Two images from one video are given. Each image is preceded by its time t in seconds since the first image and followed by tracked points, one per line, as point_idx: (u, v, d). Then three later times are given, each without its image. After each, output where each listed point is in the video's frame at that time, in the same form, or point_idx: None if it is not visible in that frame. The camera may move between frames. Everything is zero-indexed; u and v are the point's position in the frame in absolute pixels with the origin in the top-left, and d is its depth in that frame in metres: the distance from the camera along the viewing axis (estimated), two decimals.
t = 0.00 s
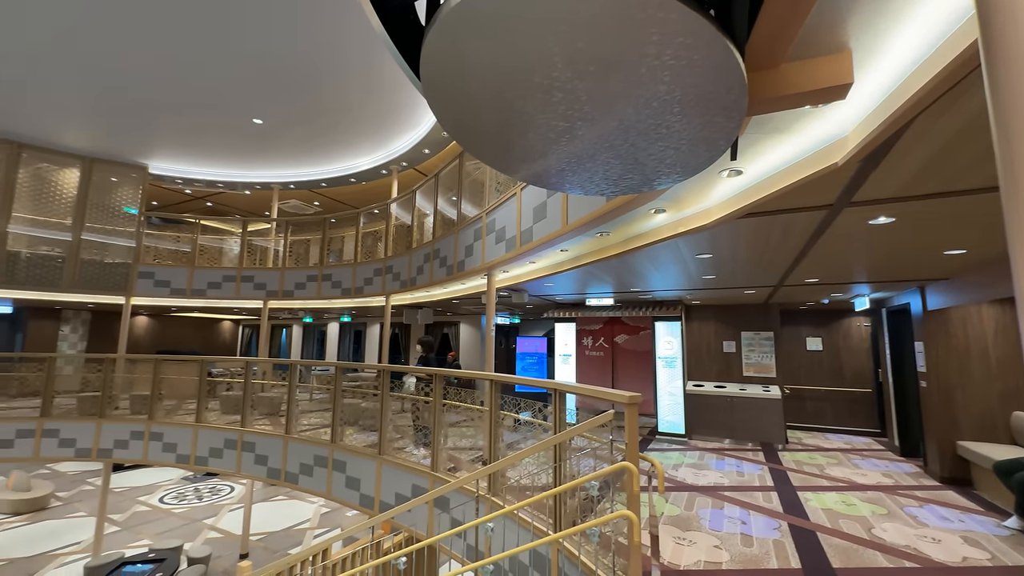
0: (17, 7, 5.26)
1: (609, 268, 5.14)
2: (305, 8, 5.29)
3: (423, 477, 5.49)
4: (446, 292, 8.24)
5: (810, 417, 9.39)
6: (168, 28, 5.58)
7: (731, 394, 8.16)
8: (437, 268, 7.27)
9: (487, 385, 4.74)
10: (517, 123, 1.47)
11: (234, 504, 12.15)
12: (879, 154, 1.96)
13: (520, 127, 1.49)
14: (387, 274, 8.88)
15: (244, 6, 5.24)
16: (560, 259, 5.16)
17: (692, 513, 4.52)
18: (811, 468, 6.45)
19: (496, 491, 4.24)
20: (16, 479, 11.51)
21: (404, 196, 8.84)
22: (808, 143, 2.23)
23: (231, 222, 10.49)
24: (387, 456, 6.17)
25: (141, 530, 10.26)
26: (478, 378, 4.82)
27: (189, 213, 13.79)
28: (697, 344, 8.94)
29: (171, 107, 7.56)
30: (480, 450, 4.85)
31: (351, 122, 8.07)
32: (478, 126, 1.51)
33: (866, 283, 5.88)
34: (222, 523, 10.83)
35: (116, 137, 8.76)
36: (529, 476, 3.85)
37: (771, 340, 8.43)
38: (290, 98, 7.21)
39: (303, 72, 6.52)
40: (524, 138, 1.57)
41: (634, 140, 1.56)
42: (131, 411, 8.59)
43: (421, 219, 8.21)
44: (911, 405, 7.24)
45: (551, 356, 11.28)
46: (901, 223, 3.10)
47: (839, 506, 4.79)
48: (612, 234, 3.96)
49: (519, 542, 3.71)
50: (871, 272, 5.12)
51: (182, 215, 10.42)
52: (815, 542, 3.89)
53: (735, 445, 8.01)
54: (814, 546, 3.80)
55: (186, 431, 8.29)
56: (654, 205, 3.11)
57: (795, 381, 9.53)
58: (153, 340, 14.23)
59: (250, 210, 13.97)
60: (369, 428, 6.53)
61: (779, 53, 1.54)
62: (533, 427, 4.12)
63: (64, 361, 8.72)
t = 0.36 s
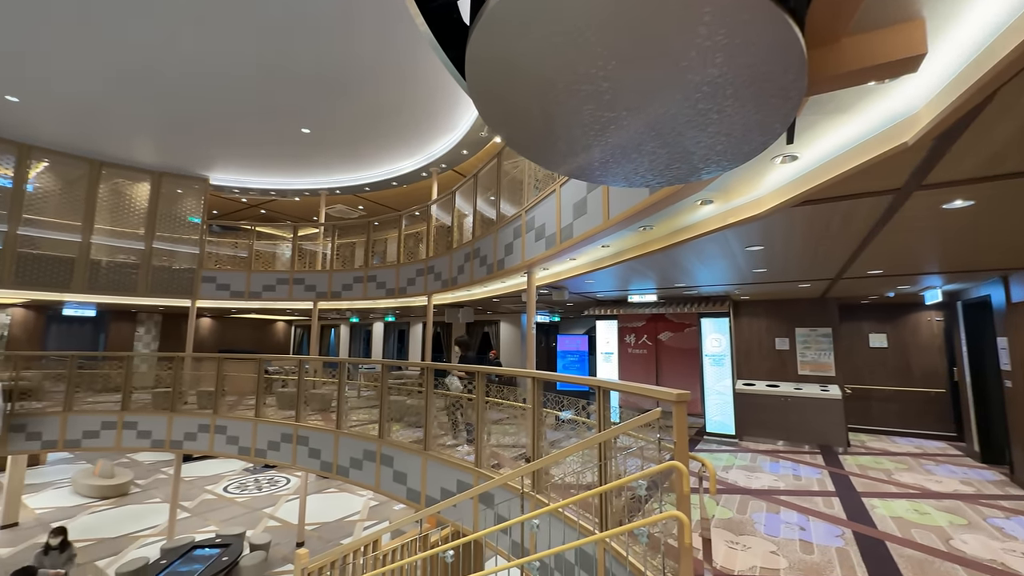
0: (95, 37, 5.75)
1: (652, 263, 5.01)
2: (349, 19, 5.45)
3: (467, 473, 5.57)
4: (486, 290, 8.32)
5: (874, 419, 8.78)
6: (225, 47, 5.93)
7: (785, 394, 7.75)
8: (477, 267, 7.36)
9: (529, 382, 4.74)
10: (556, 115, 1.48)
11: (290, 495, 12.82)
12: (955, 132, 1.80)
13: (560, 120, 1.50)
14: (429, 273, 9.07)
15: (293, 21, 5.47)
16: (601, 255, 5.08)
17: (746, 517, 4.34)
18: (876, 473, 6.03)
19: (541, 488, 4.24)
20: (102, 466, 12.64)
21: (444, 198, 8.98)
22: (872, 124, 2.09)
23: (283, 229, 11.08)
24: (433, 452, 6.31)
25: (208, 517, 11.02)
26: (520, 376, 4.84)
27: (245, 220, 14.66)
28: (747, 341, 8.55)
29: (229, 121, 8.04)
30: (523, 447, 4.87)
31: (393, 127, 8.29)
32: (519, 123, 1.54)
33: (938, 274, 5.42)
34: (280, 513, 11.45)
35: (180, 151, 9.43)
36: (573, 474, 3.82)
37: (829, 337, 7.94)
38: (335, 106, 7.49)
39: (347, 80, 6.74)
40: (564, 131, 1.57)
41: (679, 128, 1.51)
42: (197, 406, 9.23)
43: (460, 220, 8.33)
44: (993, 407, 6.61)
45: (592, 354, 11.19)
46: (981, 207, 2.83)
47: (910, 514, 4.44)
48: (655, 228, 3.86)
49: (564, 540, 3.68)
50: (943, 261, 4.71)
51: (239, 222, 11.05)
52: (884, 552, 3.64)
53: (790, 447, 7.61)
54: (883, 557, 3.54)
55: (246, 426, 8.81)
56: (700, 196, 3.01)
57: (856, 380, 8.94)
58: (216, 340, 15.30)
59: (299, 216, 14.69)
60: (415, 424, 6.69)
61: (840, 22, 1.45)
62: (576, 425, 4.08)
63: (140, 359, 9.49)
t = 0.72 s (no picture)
0: (163, 59, 6.21)
1: (699, 257, 4.84)
2: (392, 27, 5.58)
3: (512, 469, 5.60)
4: (527, 288, 8.33)
5: (951, 421, 8.07)
6: (277, 61, 6.25)
7: (847, 393, 7.27)
8: (518, 265, 7.36)
9: (573, 379, 4.70)
10: (600, 104, 1.46)
11: (342, 486, 13.42)
12: None
13: (604, 110, 1.49)
14: (471, 272, 9.19)
15: (339, 32, 5.66)
16: (645, 249, 4.96)
17: (806, 522, 4.11)
18: (955, 479, 5.55)
19: (586, 486, 4.20)
20: (175, 455, 13.72)
21: (483, 197, 9.03)
22: (952, 99, 1.91)
23: (331, 231, 11.47)
24: (477, 448, 6.39)
25: (269, 505, 11.73)
26: (564, 373, 4.80)
27: (297, 224, 15.42)
28: (803, 337, 8.09)
29: (281, 131, 8.48)
30: (567, 445, 4.84)
31: (434, 128, 8.45)
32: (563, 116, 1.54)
33: None
34: (334, 503, 12.02)
35: (238, 162, 10.04)
36: (620, 473, 3.75)
37: (898, 333, 7.40)
38: (378, 111, 7.73)
39: (390, 86, 6.92)
40: (608, 121, 1.55)
41: (730, 113, 1.46)
42: (258, 400, 9.82)
43: (500, 218, 8.37)
44: None
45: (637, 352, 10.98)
46: None
47: (996, 526, 4.05)
48: (703, 219, 3.72)
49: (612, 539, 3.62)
50: None
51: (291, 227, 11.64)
52: (966, 565, 3.34)
53: (854, 449, 7.13)
54: (966, 570, 3.26)
55: (301, 419, 9.28)
56: (753, 185, 2.87)
57: (929, 379, 8.25)
58: (272, 338, 16.04)
59: (346, 220, 15.28)
60: (459, 420, 6.81)
61: None
62: (622, 423, 4.01)
63: (207, 356, 10.22)
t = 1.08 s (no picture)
0: (225, 78, 6.65)
1: (752, 249, 4.61)
2: (433, 32, 5.67)
3: (557, 467, 5.58)
4: (570, 285, 8.26)
5: None
6: (326, 73, 6.52)
7: (921, 394, 6.70)
8: (560, 262, 7.32)
9: (619, 377, 4.62)
10: (647, 87, 1.43)
11: (392, 480, 13.91)
12: None
13: (650, 95, 1.47)
14: (512, 270, 9.23)
15: (383, 42, 5.83)
16: (692, 243, 4.79)
17: (877, 531, 3.84)
18: None
19: (634, 486, 4.12)
20: (241, 446, 14.71)
21: (523, 195, 9.03)
22: None
23: (377, 233, 11.87)
24: (522, 445, 6.43)
25: (325, 495, 12.35)
26: (609, 370, 4.73)
27: (345, 228, 16.08)
28: (869, 333, 7.53)
29: (330, 140, 8.87)
30: (614, 444, 4.76)
31: (474, 129, 8.55)
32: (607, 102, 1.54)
33: None
34: (385, 496, 12.48)
35: (291, 170, 10.60)
36: (669, 472, 3.65)
37: (981, 327, 6.72)
38: (420, 115, 7.91)
39: (431, 90, 7.06)
40: (654, 105, 1.52)
41: (787, 94, 1.39)
42: (313, 396, 10.34)
43: (540, 216, 8.35)
44: None
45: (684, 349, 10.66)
46: None
47: None
48: (755, 210, 3.54)
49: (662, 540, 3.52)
50: None
51: (341, 230, 12.15)
52: None
53: (930, 455, 6.57)
54: None
55: (353, 414, 9.68)
56: (811, 171, 2.70)
57: (1018, 378, 7.47)
58: (325, 337, 16.81)
59: (391, 222, 15.77)
60: (504, 417, 6.86)
61: None
62: (671, 422, 3.90)
63: (267, 355, 10.88)
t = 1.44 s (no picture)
0: (285, 92, 7.11)
1: (815, 242, 4.33)
2: (477, 36, 5.76)
3: (608, 468, 5.51)
4: (618, 283, 8.12)
5: None
6: (376, 83, 6.81)
7: (1019, 398, 6.00)
8: (607, 260, 7.22)
9: (671, 377, 4.50)
10: (698, 79, 1.41)
11: (444, 477, 14.27)
12: None
13: (699, 89, 1.46)
14: (559, 270, 9.20)
15: (429, 48, 6.01)
16: (748, 237, 4.57)
17: (968, 549, 3.48)
18: None
19: (689, 489, 4.00)
20: (304, 441, 15.64)
21: (568, 194, 8.98)
22: None
23: (426, 237, 12.22)
24: (572, 445, 6.40)
25: (382, 489, 12.88)
26: (660, 370, 4.62)
27: (396, 232, 16.69)
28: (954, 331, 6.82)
29: (381, 147, 9.26)
30: (667, 445, 4.63)
31: (518, 130, 8.61)
32: (654, 99, 1.54)
33: None
34: (437, 492, 12.83)
35: (346, 178, 11.14)
36: (727, 476, 3.52)
37: None
38: (465, 119, 8.07)
39: (475, 93, 7.17)
40: (704, 97, 1.49)
41: (852, 78, 1.31)
42: (369, 394, 10.81)
43: (586, 214, 8.27)
44: None
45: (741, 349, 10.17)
46: None
47: None
48: (817, 200, 3.33)
49: (721, 546, 3.39)
50: None
51: (392, 235, 12.62)
52: None
53: None
54: None
55: (407, 412, 10.03)
56: (881, 156, 2.51)
57: None
58: (378, 337, 17.52)
59: (439, 225, 16.18)
60: (553, 417, 6.85)
61: None
62: (728, 425, 3.75)
63: (327, 354, 11.49)
